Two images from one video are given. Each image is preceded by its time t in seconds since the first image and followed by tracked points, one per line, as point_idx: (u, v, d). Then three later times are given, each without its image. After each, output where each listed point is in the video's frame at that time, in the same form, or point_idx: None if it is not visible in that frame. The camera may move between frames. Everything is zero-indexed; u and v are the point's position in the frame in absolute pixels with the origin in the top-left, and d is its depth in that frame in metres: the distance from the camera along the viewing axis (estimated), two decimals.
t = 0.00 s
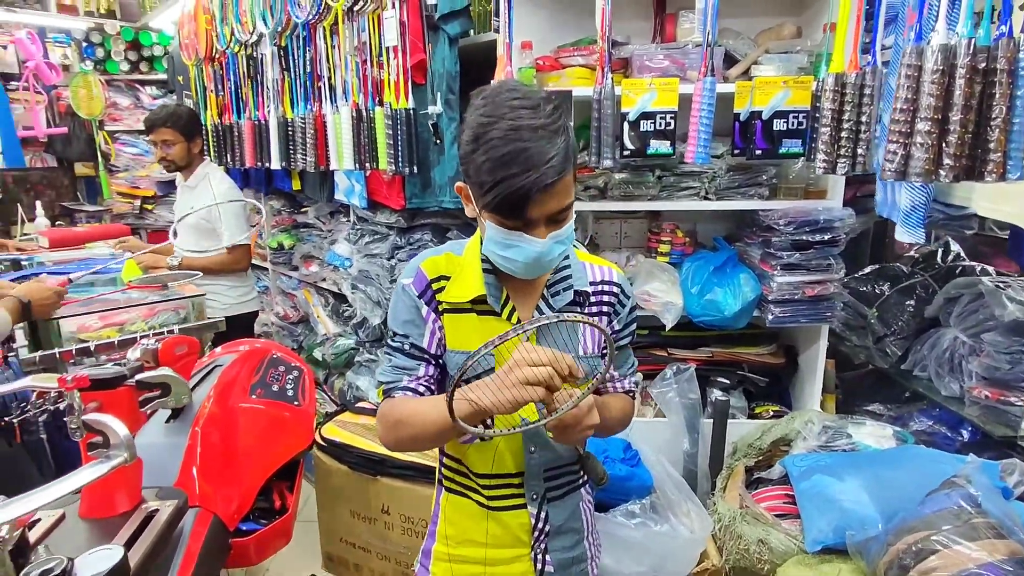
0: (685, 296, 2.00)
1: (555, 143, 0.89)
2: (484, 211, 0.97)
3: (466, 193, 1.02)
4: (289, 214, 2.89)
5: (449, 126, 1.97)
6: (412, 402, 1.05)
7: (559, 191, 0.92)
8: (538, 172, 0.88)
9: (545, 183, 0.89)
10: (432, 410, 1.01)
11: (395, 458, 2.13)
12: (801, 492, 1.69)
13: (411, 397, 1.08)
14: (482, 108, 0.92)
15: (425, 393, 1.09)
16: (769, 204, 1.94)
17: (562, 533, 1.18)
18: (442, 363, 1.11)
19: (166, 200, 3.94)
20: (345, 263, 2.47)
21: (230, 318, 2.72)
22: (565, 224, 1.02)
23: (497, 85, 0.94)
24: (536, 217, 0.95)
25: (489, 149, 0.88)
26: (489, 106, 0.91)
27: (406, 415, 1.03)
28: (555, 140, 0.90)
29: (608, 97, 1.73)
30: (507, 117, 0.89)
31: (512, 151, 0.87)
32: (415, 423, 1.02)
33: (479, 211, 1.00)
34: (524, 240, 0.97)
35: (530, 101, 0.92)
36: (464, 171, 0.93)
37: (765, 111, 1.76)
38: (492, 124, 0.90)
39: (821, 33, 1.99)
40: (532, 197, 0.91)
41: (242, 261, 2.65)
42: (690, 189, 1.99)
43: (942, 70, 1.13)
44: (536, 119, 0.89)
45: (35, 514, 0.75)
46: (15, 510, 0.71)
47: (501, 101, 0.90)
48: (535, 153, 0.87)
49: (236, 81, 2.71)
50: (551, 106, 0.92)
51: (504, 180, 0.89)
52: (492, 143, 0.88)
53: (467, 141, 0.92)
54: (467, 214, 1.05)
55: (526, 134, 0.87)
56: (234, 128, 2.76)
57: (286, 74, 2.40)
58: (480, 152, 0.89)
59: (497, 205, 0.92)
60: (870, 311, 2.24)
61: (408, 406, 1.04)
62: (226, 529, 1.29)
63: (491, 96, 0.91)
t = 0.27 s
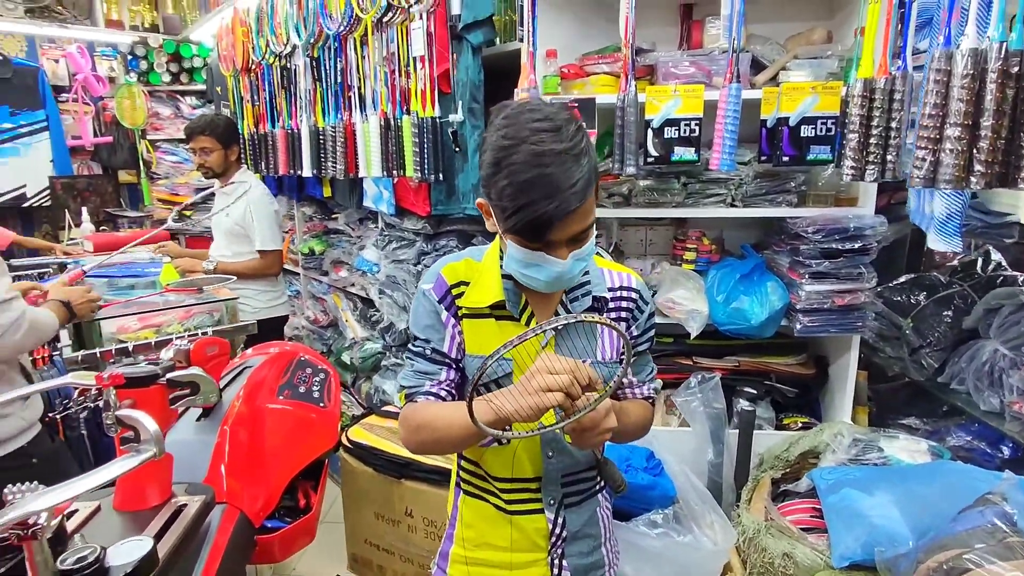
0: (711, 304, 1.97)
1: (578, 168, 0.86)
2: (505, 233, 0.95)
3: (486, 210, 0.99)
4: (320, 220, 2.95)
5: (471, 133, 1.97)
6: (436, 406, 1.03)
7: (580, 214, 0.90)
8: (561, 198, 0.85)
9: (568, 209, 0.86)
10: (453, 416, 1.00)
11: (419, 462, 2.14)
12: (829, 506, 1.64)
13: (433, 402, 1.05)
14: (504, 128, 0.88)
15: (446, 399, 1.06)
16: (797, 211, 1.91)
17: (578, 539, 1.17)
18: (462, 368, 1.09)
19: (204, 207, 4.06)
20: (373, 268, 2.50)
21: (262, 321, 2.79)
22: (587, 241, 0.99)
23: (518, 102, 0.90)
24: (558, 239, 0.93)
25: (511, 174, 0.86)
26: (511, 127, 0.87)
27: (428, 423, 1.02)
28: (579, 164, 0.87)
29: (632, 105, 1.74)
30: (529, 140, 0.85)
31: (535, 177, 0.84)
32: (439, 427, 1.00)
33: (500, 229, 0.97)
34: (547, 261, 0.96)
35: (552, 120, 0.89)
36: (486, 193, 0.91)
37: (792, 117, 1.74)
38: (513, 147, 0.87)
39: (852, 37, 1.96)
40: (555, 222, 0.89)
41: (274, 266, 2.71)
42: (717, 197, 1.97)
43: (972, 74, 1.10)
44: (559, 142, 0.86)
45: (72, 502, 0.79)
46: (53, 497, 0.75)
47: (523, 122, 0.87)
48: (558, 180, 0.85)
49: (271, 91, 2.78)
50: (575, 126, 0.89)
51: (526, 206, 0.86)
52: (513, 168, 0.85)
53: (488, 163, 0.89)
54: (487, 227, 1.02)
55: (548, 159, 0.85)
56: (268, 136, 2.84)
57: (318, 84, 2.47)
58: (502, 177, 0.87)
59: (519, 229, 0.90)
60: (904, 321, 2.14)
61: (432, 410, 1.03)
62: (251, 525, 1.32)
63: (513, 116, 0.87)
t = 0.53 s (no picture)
0: (732, 312, 1.96)
1: (591, 178, 0.85)
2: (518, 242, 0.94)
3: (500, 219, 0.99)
4: (346, 227, 3.00)
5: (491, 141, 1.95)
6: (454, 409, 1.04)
7: (593, 223, 0.89)
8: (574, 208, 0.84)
9: (581, 220, 0.86)
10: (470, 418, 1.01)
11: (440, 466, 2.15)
12: (853, 520, 1.60)
13: (451, 405, 1.06)
14: (516, 138, 0.88)
15: (464, 403, 1.07)
16: (822, 219, 1.88)
17: (594, 545, 1.15)
18: (479, 372, 1.10)
19: (235, 213, 4.17)
20: (396, 274, 2.53)
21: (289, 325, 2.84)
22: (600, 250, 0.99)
23: (531, 113, 0.90)
24: (571, 248, 0.92)
25: (523, 184, 0.85)
26: (523, 138, 0.87)
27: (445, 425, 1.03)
28: (592, 173, 0.86)
29: (651, 112, 1.74)
30: (542, 151, 0.85)
31: (548, 187, 0.84)
32: (457, 429, 1.01)
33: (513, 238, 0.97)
34: (561, 269, 0.95)
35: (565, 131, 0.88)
36: (498, 203, 0.90)
37: (815, 124, 1.72)
38: (525, 158, 0.86)
39: (879, 42, 1.93)
40: (567, 232, 0.88)
41: (302, 271, 2.77)
42: (739, 204, 1.95)
43: (997, 80, 1.08)
44: (572, 152, 0.85)
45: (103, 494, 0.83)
46: (85, 489, 0.78)
47: (536, 133, 0.86)
48: (571, 190, 0.84)
49: (301, 101, 2.85)
50: (587, 136, 0.88)
51: (539, 217, 0.86)
52: (526, 178, 0.85)
53: (501, 174, 0.89)
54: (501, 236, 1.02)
55: (561, 169, 0.84)
56: (297, 145, 2.90)
57: (345, 94, 2.52)
58: (514, 189, 0.86)
59: (532, 239, 0.89)
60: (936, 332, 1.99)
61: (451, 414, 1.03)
62: (272, 524, 1.34)
63: (526, 127, 0.87)
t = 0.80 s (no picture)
0: (756, 324, 1.93)
1: (610, 173, 0.87)
2: (538, 239, 0.96)
3: (521, 220, 1.01)
4: (372, 235, 3.05)
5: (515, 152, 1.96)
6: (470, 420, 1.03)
7: (612, 218, 0.90)
8: (592, 202, 0.86)
9: (599, 213, 0.87)
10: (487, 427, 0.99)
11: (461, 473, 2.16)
12: (879, 538, 1.53)
13: (471, 416, 1.05)
14: (536, 138, 0.90)
15: (483, 414, 1.07)
16: (848, 229, 1.85)
17: (610, 557, 1.13)
18: (498, 382, 1.09)
19: (266, 221, 4.26)
20: (420, 282, 2.56)
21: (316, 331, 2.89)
22: (619, 249, 1.00)
23: (552, 115, 0.93)
24: (590, 244, 0.94)
25: (543, 180, 0.87)
26: (543, 136, 0.89)
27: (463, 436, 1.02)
28: (611, 169, 0.88)
29: (672, 123, 1.74)
30: (562, 148, 0.87)
31: (567, 181, 0.86)
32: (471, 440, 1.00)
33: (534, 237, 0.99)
34: (580, 266, 0.96)
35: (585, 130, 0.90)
36: (519, 201, 0.92)
37: (840, 134, 1.70)
38: (545, 155, 0.88)
39: (908, 50, 1.89)
40: (586, 226, 0.89)
41: (330, 278, 2.82)
42: (763, 214, 1.94)
43: None
44: (591, 149, 0.87)
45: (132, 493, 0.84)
46: (116, 488, 0.80)
47: (556, 132, 0.88)
48: (590, 184, 0.86)
49: (329, 112, 2.91)
50: (606, 134, 0.90)
51: (559, 210, 0.87)
52: (547, 174, 0.87)
53: (522, 172, 0.91)
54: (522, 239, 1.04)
55: (580, 165, 0.86)
56: (325, 155, 2.96)
57: (372, 106, 2.57)
58: (535, 184, 0.88)
59: (552, 233, 0.91)
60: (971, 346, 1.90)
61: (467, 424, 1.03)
62: (295, 527, 1.37)
63: (546, 126, 0.89)
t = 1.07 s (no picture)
0: (778, 334, 1.90)
1: (626, 160, 0.89)
2: (555, 227, 0.97)
3: (539, 218, 1.03)
4: (393, 242, 3.07)
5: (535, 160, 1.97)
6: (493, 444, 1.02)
7: (628, 203, 0.91)
8: (608, 183, 0.87)
9: (615, 195, 0.88)
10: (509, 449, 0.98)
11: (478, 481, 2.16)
12: (905, 555, 1.48)
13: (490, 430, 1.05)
14: (555, 131, 0.93)
15: (501, 427, 1.06)
16: (872, 238, 1.82)
17: (625, 569, 1.12)
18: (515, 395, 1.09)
19: (290, 228, 4.33)
20: (440, 289, 2.58)
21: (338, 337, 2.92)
22: (636, 243, 1.00)
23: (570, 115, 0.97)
24: (607, 230, 0.94)
25: (560, 165, 0.89)
26: (561, 128, 0.92)
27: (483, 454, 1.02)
28: (627, 157, 0.90)
29: (690, 130, 1.74)
30: (579, 137, 0.90)
31: (583, 164, 0.88)
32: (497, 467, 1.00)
33: (552, 230, 1.00)
34: (595, 254, 0.95)
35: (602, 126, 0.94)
36: (537, 190, 0.94)
37: (864, 141, 1.68)
38: (563, 145, 0.91)
39: (935, 56, 1.86)
40: (602, 210, 0.91)
41: (352, 284, 2.85)
42: (785, 223, 1.92)
43: None
44: (607, 139, 0.90)
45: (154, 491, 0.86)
46: (139, 486, 0.82)
47: (574, 124, 0.92)
48: (606, 168, 0.87)
49: (352, 121, 2.96)
50: (623, 129, 0.93)
51: (575, 192, 0.89)
52: (564, 159, 0.89)
53: (540, 161, 0.93)
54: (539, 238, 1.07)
55: (597, 151, 0.88)
56: (348, 163, 3.01)
57: (394, 115, 2.60)
58: (553, 171, 0.90)
59: (568, 217, 0.92)
60: (1004, 359, 1.84)
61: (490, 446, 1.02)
62: (312, 531, 1.38)
63: (565, 121, 0.93)
